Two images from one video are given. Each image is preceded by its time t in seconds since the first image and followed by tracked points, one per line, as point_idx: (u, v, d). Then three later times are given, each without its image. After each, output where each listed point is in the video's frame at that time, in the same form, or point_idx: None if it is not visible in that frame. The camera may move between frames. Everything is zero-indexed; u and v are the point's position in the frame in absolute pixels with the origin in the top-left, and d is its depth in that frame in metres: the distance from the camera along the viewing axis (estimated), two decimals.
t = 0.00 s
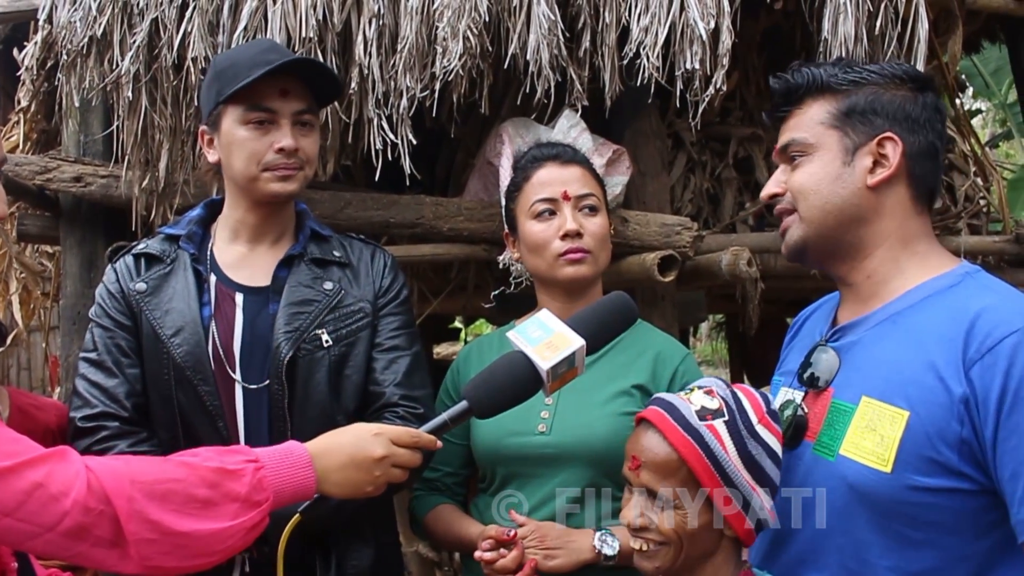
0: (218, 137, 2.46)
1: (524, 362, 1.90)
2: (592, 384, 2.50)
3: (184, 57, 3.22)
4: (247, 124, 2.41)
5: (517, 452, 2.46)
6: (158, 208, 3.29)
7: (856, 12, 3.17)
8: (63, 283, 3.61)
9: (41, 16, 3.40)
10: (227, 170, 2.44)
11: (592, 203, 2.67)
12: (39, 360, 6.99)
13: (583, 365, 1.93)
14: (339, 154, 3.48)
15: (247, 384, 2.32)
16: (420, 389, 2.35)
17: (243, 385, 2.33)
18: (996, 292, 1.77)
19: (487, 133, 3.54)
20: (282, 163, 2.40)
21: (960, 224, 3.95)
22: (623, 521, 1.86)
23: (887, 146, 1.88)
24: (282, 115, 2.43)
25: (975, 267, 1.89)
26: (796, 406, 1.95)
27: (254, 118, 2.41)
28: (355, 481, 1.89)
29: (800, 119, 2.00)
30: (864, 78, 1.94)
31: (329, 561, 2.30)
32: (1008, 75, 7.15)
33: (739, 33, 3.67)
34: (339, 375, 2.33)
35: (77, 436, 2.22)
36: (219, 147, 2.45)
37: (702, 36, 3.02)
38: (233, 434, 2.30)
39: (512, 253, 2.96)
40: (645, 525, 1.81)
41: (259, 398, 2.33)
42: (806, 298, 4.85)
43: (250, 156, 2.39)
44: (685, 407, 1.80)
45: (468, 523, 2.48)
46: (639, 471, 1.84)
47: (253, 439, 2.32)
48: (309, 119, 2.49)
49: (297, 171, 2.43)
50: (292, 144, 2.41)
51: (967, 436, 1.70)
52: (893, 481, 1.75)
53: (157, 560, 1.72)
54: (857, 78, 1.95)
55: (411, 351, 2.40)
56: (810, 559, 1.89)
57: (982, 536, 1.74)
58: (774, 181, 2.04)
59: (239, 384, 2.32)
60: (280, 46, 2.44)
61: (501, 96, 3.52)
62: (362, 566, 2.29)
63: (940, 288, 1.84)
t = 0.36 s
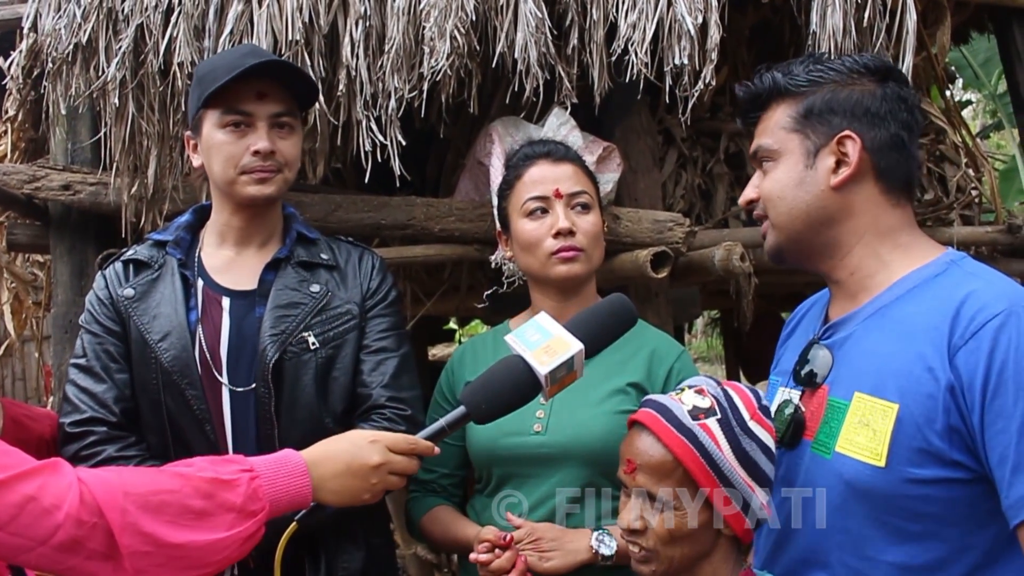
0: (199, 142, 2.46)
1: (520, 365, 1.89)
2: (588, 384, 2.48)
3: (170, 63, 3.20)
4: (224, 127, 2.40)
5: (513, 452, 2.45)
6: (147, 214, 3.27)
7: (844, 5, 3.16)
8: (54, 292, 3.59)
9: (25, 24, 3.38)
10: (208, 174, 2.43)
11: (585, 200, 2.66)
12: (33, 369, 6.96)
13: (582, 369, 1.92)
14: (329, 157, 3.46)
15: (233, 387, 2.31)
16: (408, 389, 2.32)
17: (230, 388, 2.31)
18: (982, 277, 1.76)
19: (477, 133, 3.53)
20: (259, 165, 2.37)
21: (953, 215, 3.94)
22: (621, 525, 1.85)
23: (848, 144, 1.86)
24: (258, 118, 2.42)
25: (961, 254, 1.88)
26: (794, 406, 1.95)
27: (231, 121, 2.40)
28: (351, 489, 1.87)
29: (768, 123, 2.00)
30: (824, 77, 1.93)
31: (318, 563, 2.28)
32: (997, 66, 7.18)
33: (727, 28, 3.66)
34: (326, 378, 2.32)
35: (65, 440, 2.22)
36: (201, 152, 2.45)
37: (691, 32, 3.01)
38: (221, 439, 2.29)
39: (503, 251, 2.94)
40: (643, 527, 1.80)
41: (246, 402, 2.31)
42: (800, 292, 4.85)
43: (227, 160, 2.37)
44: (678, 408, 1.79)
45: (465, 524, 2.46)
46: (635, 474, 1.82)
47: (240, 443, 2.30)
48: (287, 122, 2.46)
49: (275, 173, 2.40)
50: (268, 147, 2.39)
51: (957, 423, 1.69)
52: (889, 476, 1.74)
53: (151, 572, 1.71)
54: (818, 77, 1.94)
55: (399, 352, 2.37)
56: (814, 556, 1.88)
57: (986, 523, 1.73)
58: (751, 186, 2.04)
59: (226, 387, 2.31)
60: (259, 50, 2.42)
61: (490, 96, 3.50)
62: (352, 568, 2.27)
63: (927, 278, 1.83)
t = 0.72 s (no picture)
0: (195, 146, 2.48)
1: (526, 364, 1.88)
2: (594, 383, 2.48)
3: (172, 64, 3.20)
4: (213, 129, 2.41)
5: (517, 453, 2.44)
6: (150, 216, 3.27)
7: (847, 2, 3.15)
8: (58, 294, 3.59)
9: (27, 26, 3.38)
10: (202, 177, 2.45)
11: (588, 199, 2.65)
12: (37, 372, 6.96)
13: (586, 368, 1.92)
14: (332, 157, 3.46)
15: (232, 388, 2.30)
16: (407, 390, 2.32)
17: (229, 389, 2.30)
18: (994, 272, 1.75)
19: (480, 133, 3.52)
20: (244, 167, 2.35)
21: (957, 212, 3.93)
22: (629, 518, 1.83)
23: (877, 143, 1.85)
24: (243, 119, 2.40)
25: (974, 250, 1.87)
26: (806, 402, 1.93)
27: (217, 123, 2.41)
28: (357, 491, 1.86)
29: (795, 109, 1.97)
30: (860, 70, 1.91)
31: (318, 565, 2.29)
32: (1000, 62, 7.16)
33: (730, 25, 3.65)
34: (326, 379, 2.31)
35: (67, 442, 2.22)
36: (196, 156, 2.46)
37: (693, 30, 3.00)
38: (220, 440, 2.29)
39: (508, 251, 2.94)
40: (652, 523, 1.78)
41: (245, 404, 2.31)
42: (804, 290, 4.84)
43: (215, 161, 2.37)
44: (693, 402, 1.78)
45: (470, 522, 2.46)
46: (648, 467, 1.80)
47: (240, 444, 2.30)
48: (275, 122, 2.43)
49: (261, 174, 2.38)
50: (252, 147, 2.36)
51: (969, 419, 1.68)
52: (898, 470, 1.73)
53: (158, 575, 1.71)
54: (853, 69, 1.91)
55: (398, 353, 2.36)
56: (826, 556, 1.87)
57: (999, 520, 1.71)
58: (766, 171, 2.02)
59: (225, 388, 2.30)
60: (251, 51, 2.41)
61: (493, 95, 3.50)
62: (354, 570, 2.27)
63: (938, 272, 1.82)
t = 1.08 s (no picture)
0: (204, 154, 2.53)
1: (532, 371, 1.88)
2: (600, 389, 2.48)
3: (181, 68, 3.21)
4: (212, 135, 2.44)
5: (521, 458, 2.44)
6: (158, 219, 3.28)
7: (855, 10, 3.15)
8: (65, 296, 3.60)
9: (38, 29, 3.39)
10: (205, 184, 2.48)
11: (591, 206, 2.65)
12: (45, 373, 6.99)
13: (593, 374, 1.92)
14: (340, 162, 3.46)
15: (235, 391, 2.30)
16: (407, 397, 2.30)
17: (231, 393, 2.30)
18: (1006, 283, 1.76)
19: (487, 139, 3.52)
20: (235, 170, 2.35)
21: (965, 221, 3.92)
22: (647, 526, 1.83)
23: (915, 163, 1.83)
24: (237, 123, 2.42)
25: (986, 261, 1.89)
26: (812, 407, 1.92)
27: (217, 130, 2.44)
28: (362, 496, 1.86)
29: (840, 103, 1.92)
30: (915, 78, 1.85)
31: (316, 566, 2.28)
32: (1009, 71, 7.16)
33: (739, 33, 3.65)
34: (326, 385, 2.31)
35: (73, 442, 2.24)
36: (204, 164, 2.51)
37: (702, 37, 2.99)
38: (222, 444, 2.29)
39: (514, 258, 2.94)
40: (669, 532, 1.79)
41: (246, 407, 2.30)
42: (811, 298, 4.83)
43: (211, 166, 2.40)
44: (713, 411, 1.77)
45: (475, 528, 2.46)
46: (667, 476, 1.79)
47: (240, 448, 2.30)
48: (270, 125, 2.43)
49: (251, 176, 2.37)
50: (241, 150, 2.37)
51: (979, 428, 1.68)
52: (906, 477, 1.72)
53: None
54: (907, 76, 1.85)
55: (401, 359, 2.35)
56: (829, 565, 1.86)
57: (1003, 530, 1.72)
58: (793, 157, 1.98)
59: (226, 392, 2.30)
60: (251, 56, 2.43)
61: (500, 101, 3.50)
62: None
63: (951, 281, 1.83)
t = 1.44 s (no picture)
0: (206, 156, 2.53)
1: (528, 369, 1.88)
2: (598, 391, 2.47)
3: (180, 69, 3.21)
4: (213, 136, 2.45)
5: (520, 459, 2.44)
6: (156, 220, 3.27)
7: (854, 13, 3.16)
8: (63, 297, 3.59)
9: (37, 30, 3.39)
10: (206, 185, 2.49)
11: (589, 208, 2.64)
12: (43, 375, 6.98)
13: (589, 373, 1.91)
14: (338, 164, 3.46)
15: (234, 391, 2.30)
16: (405, 398, 2.30)
17: (231, 392, 2.30)
18: (1014, 284, 1.77)
19: (486, 141, 3.53)
20: (235, 170, 2.36)
21: (963, 225, 3.93)
22: (646, 528, 1.83)
23: (931, 167, 1.84)
24: (236, 123, 2.42)
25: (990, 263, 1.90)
26: (814, 406, 1.90)
27: (217, 131, 2.45)
28: (359, 495, 1.86)
29: (852, 107, 1.89)
30: (927, 81, 1.84)
31: (312, 566, 2.28)
32: (1007, 75, 7.17)
33: (738, 36, 3.65)
34: (325, 387, 2.30)
35: (74, 440, 2.24)
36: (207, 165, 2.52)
37: (700, 40, 3.00)
38: (220, 442, 2.29)
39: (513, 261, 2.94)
40: (668, 532, 1.78)
41: (244, 408, 2.30)
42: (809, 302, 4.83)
43: (212, 167, 2.40)
44: (711, 411, 1.77)
45: (473, 530, 2.45)
46: (665, 476, 1.79)
47: (237, 448, 2.30)
48: (269, 126, 2.42)
49: (251, 177, 2.37)
50: (240, 151, 2.37)
51: (990, 426, 1.69)
52: (915, 475, 1.72)
53: None
54: (920, 78, 1.84)
55: (401, 360, 2.35)
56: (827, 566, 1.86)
57: (1009, 530, 1.73)
58: (802, 162, 1.95)
59: (225, 391, 2.30)
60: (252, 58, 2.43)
61: (499, 104, 3.50)
62: None
63: (957, 282, 1.84)
